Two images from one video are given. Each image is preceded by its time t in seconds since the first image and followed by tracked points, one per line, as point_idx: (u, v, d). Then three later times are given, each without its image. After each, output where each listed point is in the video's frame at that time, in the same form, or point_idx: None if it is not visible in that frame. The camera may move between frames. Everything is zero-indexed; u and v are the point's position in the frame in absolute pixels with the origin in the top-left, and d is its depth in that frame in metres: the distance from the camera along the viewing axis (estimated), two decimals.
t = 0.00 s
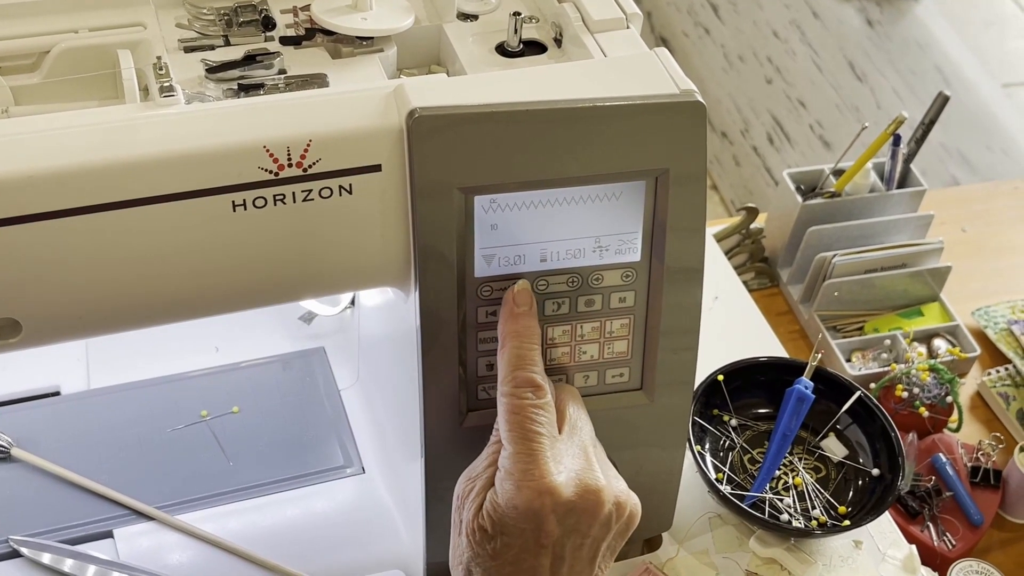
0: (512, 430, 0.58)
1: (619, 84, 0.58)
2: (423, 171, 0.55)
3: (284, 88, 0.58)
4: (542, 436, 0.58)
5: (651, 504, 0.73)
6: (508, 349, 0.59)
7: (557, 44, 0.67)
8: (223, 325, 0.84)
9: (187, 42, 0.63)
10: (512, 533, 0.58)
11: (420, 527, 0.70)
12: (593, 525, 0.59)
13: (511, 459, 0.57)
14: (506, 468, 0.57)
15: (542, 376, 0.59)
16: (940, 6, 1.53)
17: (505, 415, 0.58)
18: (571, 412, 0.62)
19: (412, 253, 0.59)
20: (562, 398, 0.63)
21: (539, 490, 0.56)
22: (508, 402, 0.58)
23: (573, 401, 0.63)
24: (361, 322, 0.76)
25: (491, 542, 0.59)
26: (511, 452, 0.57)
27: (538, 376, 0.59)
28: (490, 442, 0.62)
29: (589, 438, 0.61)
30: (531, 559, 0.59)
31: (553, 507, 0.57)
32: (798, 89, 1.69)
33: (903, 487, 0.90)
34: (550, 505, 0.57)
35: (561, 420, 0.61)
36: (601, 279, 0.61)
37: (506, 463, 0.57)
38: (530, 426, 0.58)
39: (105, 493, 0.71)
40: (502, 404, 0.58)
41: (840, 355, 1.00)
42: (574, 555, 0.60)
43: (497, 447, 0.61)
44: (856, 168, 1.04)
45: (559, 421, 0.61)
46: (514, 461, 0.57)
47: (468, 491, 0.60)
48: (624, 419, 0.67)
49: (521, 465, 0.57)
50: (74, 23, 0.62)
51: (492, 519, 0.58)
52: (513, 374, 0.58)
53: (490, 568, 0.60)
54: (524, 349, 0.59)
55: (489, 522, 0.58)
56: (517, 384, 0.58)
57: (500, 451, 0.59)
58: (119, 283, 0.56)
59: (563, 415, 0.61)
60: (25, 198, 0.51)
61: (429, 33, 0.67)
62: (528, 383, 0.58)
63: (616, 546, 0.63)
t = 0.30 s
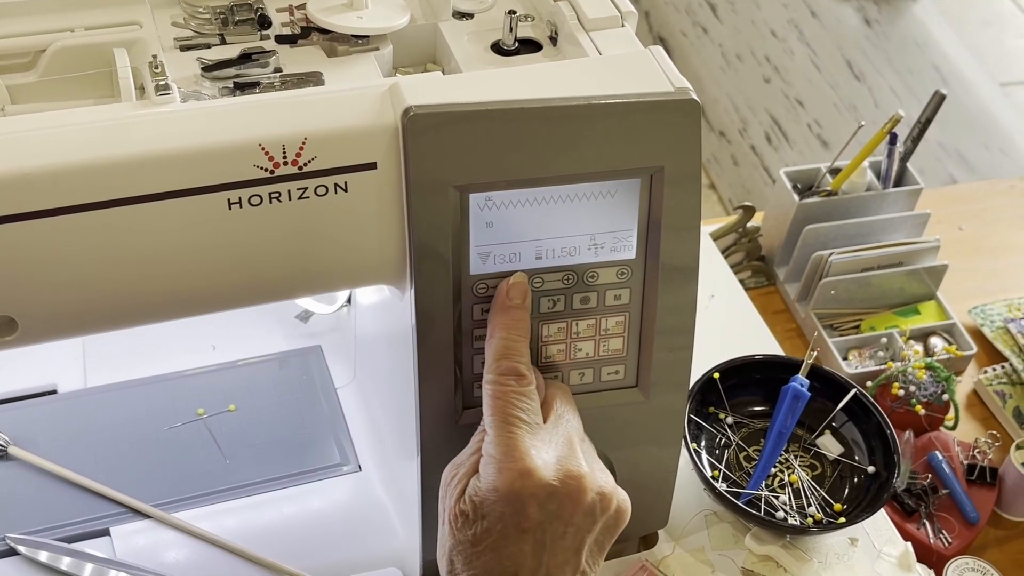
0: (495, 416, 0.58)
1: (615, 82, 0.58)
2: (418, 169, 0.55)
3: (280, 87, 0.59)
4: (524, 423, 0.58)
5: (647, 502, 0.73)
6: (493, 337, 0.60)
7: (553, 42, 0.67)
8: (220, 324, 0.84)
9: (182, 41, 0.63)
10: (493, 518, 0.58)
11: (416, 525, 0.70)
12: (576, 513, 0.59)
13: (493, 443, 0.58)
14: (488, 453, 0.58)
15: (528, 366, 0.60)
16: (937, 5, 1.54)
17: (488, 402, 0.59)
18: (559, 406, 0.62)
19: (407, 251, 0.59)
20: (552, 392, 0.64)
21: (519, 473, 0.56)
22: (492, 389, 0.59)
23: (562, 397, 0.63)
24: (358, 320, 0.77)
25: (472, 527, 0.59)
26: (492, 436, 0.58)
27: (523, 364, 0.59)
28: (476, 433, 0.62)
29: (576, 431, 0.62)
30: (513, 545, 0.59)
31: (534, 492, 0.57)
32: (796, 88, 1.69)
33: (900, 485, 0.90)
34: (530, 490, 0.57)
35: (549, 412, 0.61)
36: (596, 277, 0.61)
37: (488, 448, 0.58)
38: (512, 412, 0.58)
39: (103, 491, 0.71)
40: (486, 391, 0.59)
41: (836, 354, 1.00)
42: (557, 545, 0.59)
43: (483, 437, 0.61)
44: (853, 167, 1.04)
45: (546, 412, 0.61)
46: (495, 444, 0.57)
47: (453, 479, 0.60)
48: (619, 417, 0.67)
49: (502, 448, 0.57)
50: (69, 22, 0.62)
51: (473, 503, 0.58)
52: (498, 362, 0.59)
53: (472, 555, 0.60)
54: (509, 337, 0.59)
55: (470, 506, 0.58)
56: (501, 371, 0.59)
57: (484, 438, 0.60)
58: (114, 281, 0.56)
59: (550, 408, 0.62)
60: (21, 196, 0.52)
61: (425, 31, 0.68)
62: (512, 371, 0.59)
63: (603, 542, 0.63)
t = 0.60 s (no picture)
0: (491, 406, 0.58)
1: (612, 76, 0.58)
2: (416, 164, 0.55)
3: (278, 82, 0.59)
4: (521, 413, 0.58)
5: (645, 497, 0.73)
6: (490, 327, 0.60)
7: (551, 37, 0.67)
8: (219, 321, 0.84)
9: (180, 35, 0.63)
10: (490, 508, 0.58)
11: (414, 520, 0.70)
12: (573, 503, 0.58)
13: (490, 433, 0.58)
14: (485, 443, 0.58)
15: (525, 357, 0.60)
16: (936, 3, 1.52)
17: (484, 393, 0.59)
18: (556, 398, 0.62)
19: (405, 245, 0.59)
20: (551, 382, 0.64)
21: (517, 463, 0.56)
22: (488, 380, 0.59)
23: (560, 387, 0.63)
24: (356, 316, 0.77)
25: (468, 516, 0.59)
26: (489, 427, 0.58)
27: (519, 355, 0.59)
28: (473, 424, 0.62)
29: (573, 422, 0.62)
30: (510, 535, 0.59)
31: (531, 481, 0.57)
32: (796, 86, 1.69)
33: (898, 481, 0.90)
34: (528, 480, 0.56)
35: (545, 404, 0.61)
36: (595, 271, 0.62)
37: (486, 438, 0.58)
38: (509, 403, 0.58)
39: (101, 487, 0.71)
40: (483, 381, 0.59)
41: (835, 350, 1.00)
42: (554, 534, 0.59)
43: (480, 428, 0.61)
44: (852, 163, 1.04)
45: (543, 404, 0.61)
46: (492, 435, 0.57)
47: (450, 469, 0.60)
48: (618, 412, 0.67)
49: (499, 438, 0.57)
50: (68, 17, 0.62)
51: (470, 493, 0.58)
52: (494, 353, 0.59)
53: (468, 544, 0.59)
54: (506, 328, 0.59)
55: (467, 496, 0.58)
56: (498, 363, 0.59)
57: (481, 429, 0.59)
58: (112, 276, 0.56)
59: (546, 399, 0.62)
60: (18, 190, 0.52)
61: (423, 26, 0.68)
62: (508, 362, 0.59)
63: (601, 532, 0.63)
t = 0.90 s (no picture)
0: (492, 410, 0.58)
1: (613, 78, 0.58)
2: (418, 166, 0.55)
3: (280, 84, 0.59)
4: (521, 416, 0.58)
5: (646, 498, 0.73)
6: (491, 330, 0.60)
7: (552, 39, 0.67)
8: (221, 322, 0.84)
9: (182, 38, 0.63)
10: (491, 511, 0.58)
11: (416, 521, 0.70)
12: (574, 505, 0.58)
13: (491, 437, 0.58)
14: (486, 447, 0.57)
15: (525, 360, 0.60)
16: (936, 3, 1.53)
17: (485, 396, 0.59)
18: (558, 401, 0.62)
19: (406, 248, 0.59)
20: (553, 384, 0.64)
21: (517, 466, 0.56)
22: (489, 383, 0.59)
23: (561, 390, 0.63)
24: (358, 318, 0.77)
25: (469, 519, 0.59)
26: (490, 430, 0.58)
27: (520, 358, 0.59)
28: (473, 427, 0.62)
29: (574, 425, 0.62)
30: (510, 537, 0.59)
31: (532, 485, 0.57)
32: (796, 87, 1.69)
33: (899, 482, 0.90)
34: (529, 483, 0.56)
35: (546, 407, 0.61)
36: (596, 273, 0.62)
37: (486, 442, 0.58)
38: (510, 406, 0.58)
39: (103, 489, 0.71)
40: (483, 385, 0.59)
41: (836, 351, 1.00)
42: (555, 537, 0.60)
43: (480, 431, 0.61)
44: (853, 164, 1.04)
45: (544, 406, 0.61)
46: (493, 438, 0.57)
47: (451, 472, 0.60)
48: (619, 413, 0.67)
49: (499, 442, 0.57)
50: (69, 20, 0.62)
51: (471, 496, 0.58)
52: (495, 357, 0.59)
53: (469, 547, 0.59)
54: (507, 332, 0.59)
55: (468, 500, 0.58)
56: (498, 366, 0.59)
57: (481, 432, 0.59)
58: (114, 278, 0.56)
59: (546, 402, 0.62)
60: (21, 193, 0.52)
61: (424, 28, 0.68)
62: (509, 365, 0.59)
63: (602, 534, 0.63)
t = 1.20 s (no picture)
0: (488, 406, 0.58)
1: (609, 72, 0.58)
2: (413, 160, 0.55)
3: (275, 77, 0.59)
4: (518, 412, 0.58)
5: (642, 493, 0.73)
6: (488, 326, 0.60)
7: (548, 33, 0.67)
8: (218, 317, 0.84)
9: (177, 31, 0.63)
10: (488, 507, 0.58)
11: (412, 516, 0.70)
12: (570, 501, 0.59)
13: (488, 433, 0.58)
14: (482, 443, 0.58)
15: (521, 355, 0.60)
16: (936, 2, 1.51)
17: (481, 392, 0.59)
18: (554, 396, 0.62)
19: (401, 241, 0.59)
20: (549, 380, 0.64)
21: (514, 462, 0.56)
22: (485, 379, 0.59)
23: (557, 385, 0.63)
24: (354, 313, 0.77)
25: (466, 515, 0.59)
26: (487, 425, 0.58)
27: (516, 354, 0.59)
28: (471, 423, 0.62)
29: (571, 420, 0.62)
30: (507, 533, 0.59)
31: (529, 481, 0.57)
32: (796, 84, 1.69)
33: (897, 478, 0.89)
34: (526, 479, 0.56)
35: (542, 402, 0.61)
36: (592, 268, 0.61)
37: (483, 438, 0.58)
38: (506, 402, 0.58)
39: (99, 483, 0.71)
40: (480, 381, 0.59)
41: (834, 347, 1.00)
42: (551, 533, 0.60)
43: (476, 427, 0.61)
44: (851, 160, 1.04)
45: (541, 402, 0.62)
46: (489, 434, 0.57)
47: (447, 468, 0.60)
48: (615, 408, 0.67)
49: (496, 438, 0.57)
50: (65, 13, 0.62)
51: (466, 494, 0.58)
52: (492, 352, 0.59)
53: (465, 543, 0.59)
54: (503, 328, 0.59)
55: (463, 497, 0.58)
56: (494, 362, 0.59)
57: (479, 427, 0.59)
58: (109, 271, 0.56)
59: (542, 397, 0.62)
60: (14, 186, 0.51)
61: (420, 22, 0.68)
62: (505, 361, 0.59)
63: (599, 531, 0.62)
